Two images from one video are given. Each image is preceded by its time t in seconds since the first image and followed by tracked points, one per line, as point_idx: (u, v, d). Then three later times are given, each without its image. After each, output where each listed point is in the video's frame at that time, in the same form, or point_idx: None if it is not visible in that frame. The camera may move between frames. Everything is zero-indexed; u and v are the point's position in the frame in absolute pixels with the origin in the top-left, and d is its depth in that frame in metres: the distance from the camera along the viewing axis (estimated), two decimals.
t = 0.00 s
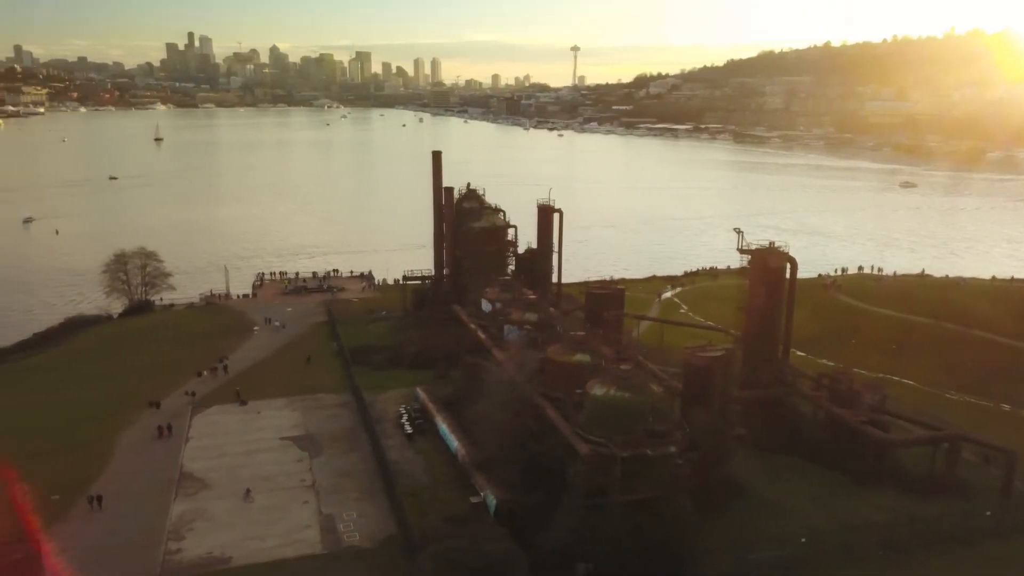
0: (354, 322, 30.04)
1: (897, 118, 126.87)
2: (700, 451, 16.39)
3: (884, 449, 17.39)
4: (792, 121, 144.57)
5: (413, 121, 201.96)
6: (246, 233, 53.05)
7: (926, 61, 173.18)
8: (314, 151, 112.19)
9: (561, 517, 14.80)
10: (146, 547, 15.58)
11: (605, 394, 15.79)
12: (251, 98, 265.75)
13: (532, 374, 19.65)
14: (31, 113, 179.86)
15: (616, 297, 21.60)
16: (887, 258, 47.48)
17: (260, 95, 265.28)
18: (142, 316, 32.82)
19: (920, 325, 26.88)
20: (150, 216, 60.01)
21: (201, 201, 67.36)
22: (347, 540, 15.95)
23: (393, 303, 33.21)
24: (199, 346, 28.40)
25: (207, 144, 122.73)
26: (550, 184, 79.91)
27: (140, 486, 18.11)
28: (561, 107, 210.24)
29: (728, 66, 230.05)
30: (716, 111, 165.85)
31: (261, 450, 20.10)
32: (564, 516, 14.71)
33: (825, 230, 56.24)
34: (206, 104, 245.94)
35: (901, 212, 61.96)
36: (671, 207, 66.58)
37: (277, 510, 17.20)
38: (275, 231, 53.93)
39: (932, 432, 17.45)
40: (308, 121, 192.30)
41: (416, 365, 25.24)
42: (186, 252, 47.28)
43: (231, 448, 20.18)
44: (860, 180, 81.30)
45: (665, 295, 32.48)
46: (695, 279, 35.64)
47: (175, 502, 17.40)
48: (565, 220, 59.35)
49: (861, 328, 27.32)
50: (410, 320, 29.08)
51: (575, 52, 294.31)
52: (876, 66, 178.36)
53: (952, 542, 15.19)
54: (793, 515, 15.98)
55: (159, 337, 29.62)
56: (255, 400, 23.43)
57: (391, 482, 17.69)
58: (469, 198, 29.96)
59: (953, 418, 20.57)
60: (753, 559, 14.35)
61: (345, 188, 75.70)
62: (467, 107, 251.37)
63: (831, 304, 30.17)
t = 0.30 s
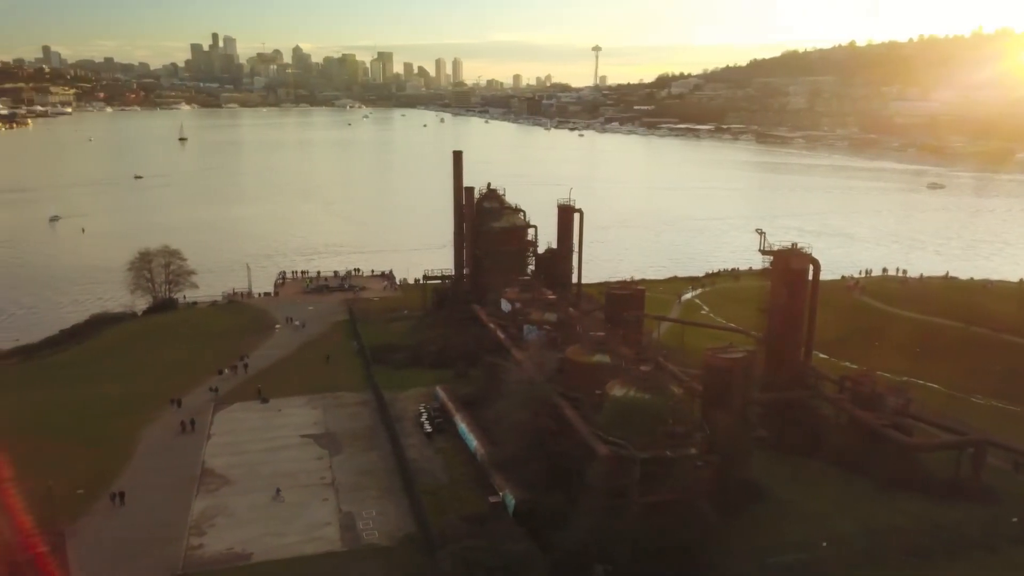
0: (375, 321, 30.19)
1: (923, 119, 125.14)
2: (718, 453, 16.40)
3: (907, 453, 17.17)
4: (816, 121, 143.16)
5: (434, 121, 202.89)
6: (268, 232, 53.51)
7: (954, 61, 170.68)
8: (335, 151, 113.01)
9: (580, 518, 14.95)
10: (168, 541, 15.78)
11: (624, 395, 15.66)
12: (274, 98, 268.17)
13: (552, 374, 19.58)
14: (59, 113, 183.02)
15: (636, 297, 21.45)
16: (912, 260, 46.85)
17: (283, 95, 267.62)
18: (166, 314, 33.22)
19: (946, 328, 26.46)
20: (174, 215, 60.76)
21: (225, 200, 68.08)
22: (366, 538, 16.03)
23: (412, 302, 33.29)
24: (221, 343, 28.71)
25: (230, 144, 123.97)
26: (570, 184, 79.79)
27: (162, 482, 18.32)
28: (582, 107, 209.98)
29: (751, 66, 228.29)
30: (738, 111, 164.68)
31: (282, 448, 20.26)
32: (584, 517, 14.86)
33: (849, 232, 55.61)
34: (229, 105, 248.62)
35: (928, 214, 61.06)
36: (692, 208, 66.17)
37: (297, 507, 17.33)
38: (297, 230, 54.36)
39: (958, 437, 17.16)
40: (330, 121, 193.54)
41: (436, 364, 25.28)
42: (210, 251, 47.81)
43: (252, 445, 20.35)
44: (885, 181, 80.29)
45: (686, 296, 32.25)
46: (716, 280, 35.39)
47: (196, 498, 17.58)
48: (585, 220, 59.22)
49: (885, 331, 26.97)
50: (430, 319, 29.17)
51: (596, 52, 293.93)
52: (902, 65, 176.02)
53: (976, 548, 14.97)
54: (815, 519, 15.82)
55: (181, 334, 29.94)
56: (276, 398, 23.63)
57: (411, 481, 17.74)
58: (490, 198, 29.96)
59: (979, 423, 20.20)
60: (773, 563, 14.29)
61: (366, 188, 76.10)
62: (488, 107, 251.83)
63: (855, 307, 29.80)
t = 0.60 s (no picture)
0: (395, 320, 30.31)
1: (950, 119, 123.36)
2: (740, 456, 16.16)
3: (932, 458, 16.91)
4: (840, 121, 141.68)
5: (455, 121, 203.68)
6: (290, 232, 53.99)
7: (983, 61, 168.04)
8: (357, 150, 113.79)
9: (599, 519, 14.88)
10: (189, 538, 15.93)
11: (645, 396, 15.58)
12: (297, 98, 270.43)
13: (571, 375, 19.52)
14: (87, 113, 186.25)
15: (656, 299, 21.27)
16: (938, 262, 46.21)
17: (306, 95, 269.83)
18: (189, 312, 33.60)
19: (972, 333, 26.04)
20: (199, 214, 61.48)
21: (249, 199, 68.76)
22: (385, 536, 16.10)
23: (433, 301, 33.41)
24: (243, 341, 29.01)
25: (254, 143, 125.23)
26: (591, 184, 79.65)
27: (184, 478, 18.53)
28: (603, 107, 209.53)
29: (774, 66, 226.42)
30: (761, 111, 163.46)
31: (302, 446, 20.40)
32: (603, 517, 14.77)
33: (874, 233, 54.93)
34: (253, 104, 250.97)
35: (955, 215, 60.16)
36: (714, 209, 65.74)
37: (317, 504, 17.44)
38: (319, 230, 54.75)
39: (984, 442, 16.86)
40: (352, 121, 194.83)
41: (456, 364, 25.31)
42: (233, 250, 48.29)
43: (272, 443, 20.53)
44: (911, 182, 79.24)
45: (707, 298, 32.05)
46: (738, 281, 35.14)
47: (218, 494, 17.77)
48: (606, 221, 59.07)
49: (909, 335, 26.61)
50: (450, 318, 29.24)
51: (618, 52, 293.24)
52: (929, 65, 173.65)
53: (1002, 555, 14.68)
54: (836, 524, 15.61)
55: (206, 332, 30.30)
56: (297, 396, 23.81)
57: (429, 480, 17.74)
58: (510, 198, 29.95)
59: (1004, 427, 19.84)
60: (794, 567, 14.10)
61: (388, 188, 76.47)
62: (510, 107, 252.14)
63: (879, 309, 29.43)
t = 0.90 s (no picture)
0: (416, 319, 30.42)
1: (979, 120, 121.40)
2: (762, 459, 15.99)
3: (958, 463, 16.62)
4: (865, 122, 139.99)
5: (476, 121, 204.12)
6: (312, 231, 54.38)
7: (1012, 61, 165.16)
8: (379, 150, 114.45)
9: (617, 521, 14.79)
10: (211, 534, 16.10)
11: (665, 399, 15.72)
12: (319, 99, 272.42)
13: (591, 376, 19.44)
14: (113, 113, 189.00)
15: (677, 300, 21.11)
16: (965, 265, 45.51)
17: (328, 95, 271.62)
18: (212, 310, 33.94)
19: (998, 336, 25.61)
20: (222, 213, 62.12)
21: (271, 199, 69.35)
22: (404, 535, 16.15)
23: (453, 301, 33.51)
24: (264, 338, 29.36)
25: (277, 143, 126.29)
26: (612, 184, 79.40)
27: (206, 475, 18.72)
28: (625, 107, 208.79)
29: (798, 67, 224.28)
30: (784, 112, 161.97)
31: (323, 444, 20.53)
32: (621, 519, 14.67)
33: (900, 235, 54.19)
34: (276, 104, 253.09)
35: (983, 218, 59.16)
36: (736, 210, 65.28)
37: (337, 502, 17.54)
38: (340, 229, 55.02)
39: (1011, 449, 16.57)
40: (374, 121, 195.92)
41: (475, 363, 25.31)
42: (256, 249, 48.73)
43: (293, 441, 20.67)
44: (938, 184, 78.08)
45: (729, 299, 31.81)
46: (759, 283, 34.87)
47: (239, 491, 17.93)
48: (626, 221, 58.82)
49: (933, 338, 26.25)
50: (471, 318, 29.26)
51: (640, 51, 291.87)
52: (957, 65, 170.99)
53: None
54: (859, 528, 15.41)
55: (227, 329, 30.60)
56: (317, 394, 23.95)
57: (449, 480, 17.74)
58: (531, 198, 29.90)
59: None
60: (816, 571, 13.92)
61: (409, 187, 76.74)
62: (531, 107, 252.14)
63: (903, 312, 29.04)
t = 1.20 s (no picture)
0: (436, 319, 30.50)
1: (1007, 121, 119.38)
2: (783, 461, 15.79)
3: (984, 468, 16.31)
4: (890, 122, 138.27)
5: (496, 121, 204.25)
6: (333, 230, 54.70)
7: None
8: (400, 150, 115.03)
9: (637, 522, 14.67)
10: (233, 530, 16.25)
11: (684, 400, 15.40)
12: (341, 99, 274.41)
13: (611, 377, 19.35)
14: (139, 113, 191.50)
15: (698, 301, 20.98)
16: (992, 267, 44.78)
17: (350, 95, 273.42)
18: (235, 308, 34.31)
19: None
20: (245, 212, 62.77)
21: (294, 198, 69.99)
22: (423, 534, 16.20)
23: (473, 301, 33.55)
24: (285, 336, 29.68)
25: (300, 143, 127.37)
26: (633, 185, 79.07)
27: (228, 472, 18.89)
28: (646, 107, 207.94)
29: (822, 67, 221.93)
30: (808, 112, 160.40)
31: (343, 443, 20.64)
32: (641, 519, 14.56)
33: (926, 237, 53.42)
34: (298, 104, 255.24)
35: (1012, 220, 58.10)
36: (759, 211, 64.73)
37: (357, 500, 17.63)
38: (362, 229, 55.32)
39: None
40: (395, 121, 196.88)
41: (494, 363, 25.31)
42: (278, 248, 49.17)
43: (314, 439, 20.80)
44: (966, 185, 76.87)
45: (751, 301, 31.59)
46: (782, 284, 34.55)
47: (260, 488, 18.09)
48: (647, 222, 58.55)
49: (960, 342, 25.84)
50: (491, 318, 29.27)
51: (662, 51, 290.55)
52: (986, 64, 168.23)
53: None
54: (882, 533, 15.16)
55: (249, 328, 30.87)
56: (338, 393, 24.09)
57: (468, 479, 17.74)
58: (551, 198, 29.87)
59: None
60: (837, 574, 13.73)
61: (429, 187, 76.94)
62: (552, 107, 252.05)
63: (929, 315, 28.62)
